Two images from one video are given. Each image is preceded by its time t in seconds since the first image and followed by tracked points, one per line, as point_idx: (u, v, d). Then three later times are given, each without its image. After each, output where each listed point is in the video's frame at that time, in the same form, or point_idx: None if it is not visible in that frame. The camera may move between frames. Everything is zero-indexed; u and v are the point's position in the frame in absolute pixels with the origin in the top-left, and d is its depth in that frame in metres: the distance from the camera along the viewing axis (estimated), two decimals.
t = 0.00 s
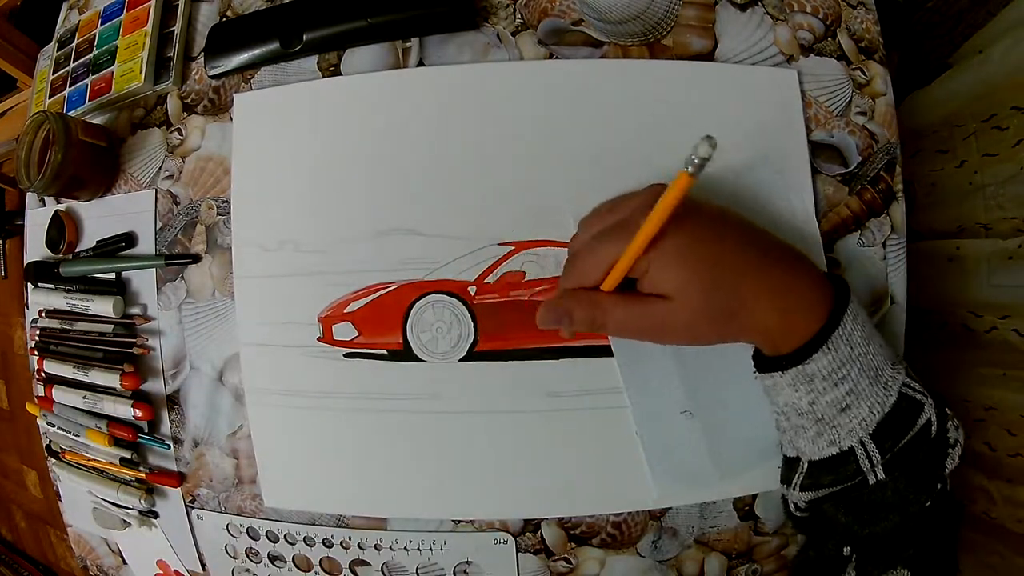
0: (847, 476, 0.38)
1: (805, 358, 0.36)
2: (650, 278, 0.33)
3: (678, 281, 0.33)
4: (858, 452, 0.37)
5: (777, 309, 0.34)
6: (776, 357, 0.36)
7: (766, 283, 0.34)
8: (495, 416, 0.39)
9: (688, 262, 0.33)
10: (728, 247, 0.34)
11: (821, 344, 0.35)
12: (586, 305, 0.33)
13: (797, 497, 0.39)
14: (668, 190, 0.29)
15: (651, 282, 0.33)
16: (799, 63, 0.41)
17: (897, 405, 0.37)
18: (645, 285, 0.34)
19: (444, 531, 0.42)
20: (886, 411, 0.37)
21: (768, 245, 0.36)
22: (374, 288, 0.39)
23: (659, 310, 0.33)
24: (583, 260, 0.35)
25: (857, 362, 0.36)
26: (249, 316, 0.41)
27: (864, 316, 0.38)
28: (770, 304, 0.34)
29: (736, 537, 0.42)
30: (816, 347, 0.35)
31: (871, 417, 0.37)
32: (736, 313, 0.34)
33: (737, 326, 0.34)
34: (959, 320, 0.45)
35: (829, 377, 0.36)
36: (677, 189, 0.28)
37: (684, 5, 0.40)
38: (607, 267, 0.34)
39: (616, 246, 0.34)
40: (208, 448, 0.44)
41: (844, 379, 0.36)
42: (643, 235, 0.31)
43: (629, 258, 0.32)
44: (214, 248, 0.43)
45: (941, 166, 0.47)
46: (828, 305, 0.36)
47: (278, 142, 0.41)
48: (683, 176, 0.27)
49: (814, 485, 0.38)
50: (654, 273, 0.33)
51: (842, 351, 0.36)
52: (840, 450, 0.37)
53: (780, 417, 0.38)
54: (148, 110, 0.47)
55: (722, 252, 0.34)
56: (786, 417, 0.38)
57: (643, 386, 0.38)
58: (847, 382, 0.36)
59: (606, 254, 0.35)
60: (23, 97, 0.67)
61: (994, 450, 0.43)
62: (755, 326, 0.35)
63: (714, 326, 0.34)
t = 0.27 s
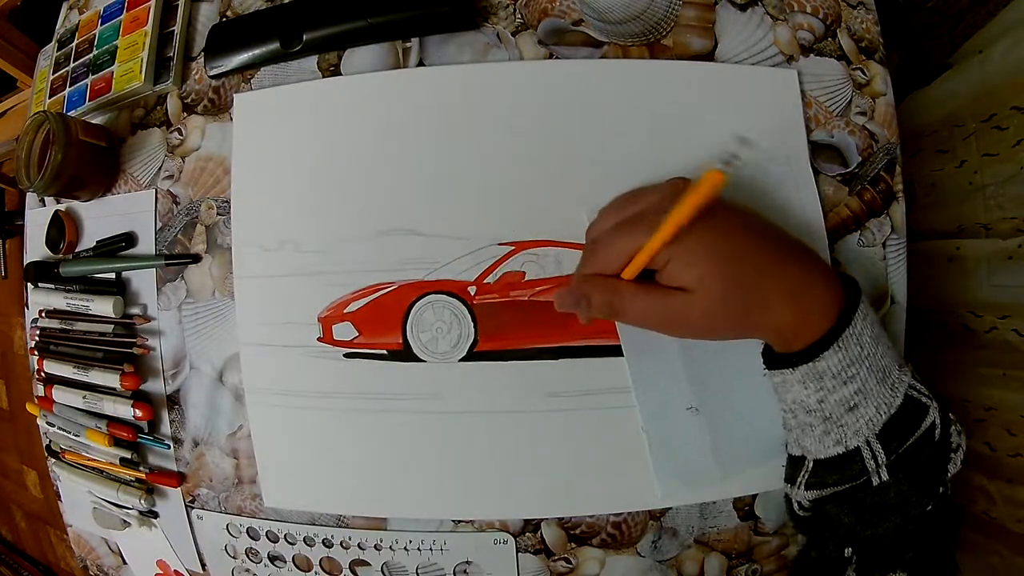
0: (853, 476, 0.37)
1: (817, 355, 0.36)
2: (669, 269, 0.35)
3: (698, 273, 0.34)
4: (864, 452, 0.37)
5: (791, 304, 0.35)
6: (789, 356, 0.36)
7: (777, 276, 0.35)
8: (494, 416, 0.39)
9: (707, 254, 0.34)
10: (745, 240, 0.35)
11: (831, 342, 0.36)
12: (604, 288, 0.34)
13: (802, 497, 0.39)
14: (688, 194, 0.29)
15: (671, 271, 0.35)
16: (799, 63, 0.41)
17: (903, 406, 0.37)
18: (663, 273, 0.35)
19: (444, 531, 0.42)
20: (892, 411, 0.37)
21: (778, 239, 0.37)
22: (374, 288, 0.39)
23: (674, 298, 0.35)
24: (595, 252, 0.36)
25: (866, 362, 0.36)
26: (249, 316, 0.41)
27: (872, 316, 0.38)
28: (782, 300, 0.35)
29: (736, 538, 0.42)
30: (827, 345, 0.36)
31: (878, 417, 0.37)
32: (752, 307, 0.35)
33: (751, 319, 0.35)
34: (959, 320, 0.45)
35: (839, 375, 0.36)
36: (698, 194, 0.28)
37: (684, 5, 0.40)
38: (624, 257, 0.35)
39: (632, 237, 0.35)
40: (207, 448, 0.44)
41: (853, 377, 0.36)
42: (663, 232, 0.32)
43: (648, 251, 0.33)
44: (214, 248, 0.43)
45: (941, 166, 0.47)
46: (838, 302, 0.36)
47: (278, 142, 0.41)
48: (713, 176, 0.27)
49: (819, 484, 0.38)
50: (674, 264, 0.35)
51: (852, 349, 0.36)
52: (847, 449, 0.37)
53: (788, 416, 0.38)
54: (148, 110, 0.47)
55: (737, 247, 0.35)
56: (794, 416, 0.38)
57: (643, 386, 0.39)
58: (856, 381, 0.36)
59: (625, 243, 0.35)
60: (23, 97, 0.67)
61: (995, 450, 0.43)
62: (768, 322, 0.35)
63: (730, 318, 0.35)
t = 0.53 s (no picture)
0: (868, 495, 0.39)
1: (834, 380, 0.37)
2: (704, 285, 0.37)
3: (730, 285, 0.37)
4: (876, 472, 0.38)
5: (805, 327, 0.37)
6: (806, 378, 0.38)
7: (808, 304, 0.37)
8: (494, 416, 0.39)
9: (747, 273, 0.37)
10: (791, 267, 0.37)
11: (849, 367, 0.37)
12: (635, 298, 0.36)
13: (815, 515, 0.40)
14: (746, 215, 0.31)
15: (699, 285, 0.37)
16: (799, 63, 0.41)
17: (914, 429, 0.39)
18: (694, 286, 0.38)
19: (444, 531, 0.42)
20: (903, 434, 0.38)
21: (815, 267, 0.38)
22: (374, 288, 0.39)
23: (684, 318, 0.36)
24: (644, 253, 0.37)
25: (882, 386, 0.38)
26: (248, 316, 0.41)
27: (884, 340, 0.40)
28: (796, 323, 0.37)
29: (736, 538, 0.42)
30: (844, 369, 0.37)
31: (886, 438, 0.38)
32: (772, 326, 0.37)
33: (770, 338, 0.37)
34: (959, 320, 0.45)
35: (857, 398, 0.37)
36: (761, 215, 0.30)
37: (684, 5, 0.40)
38: (664, 265, 0.36)
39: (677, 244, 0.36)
40: (207, 448, 0.44)
41: (867, 402, 0.37)
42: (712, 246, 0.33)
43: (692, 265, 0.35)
44: (214, 248, 0.43)
45: (941, 166, 0.47)
46: (854, 328, 0.37)
47: (278, 142, 0.41)
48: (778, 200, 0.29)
49: (832, 504, 0.39)
50: (708, 276, 0.37)
51: (869, 372, 0.37)
52: (859, 471, 0.38)
53: (801, 436, 0.39)
54: (148, 110, 0.47)
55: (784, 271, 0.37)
56: (807, 436, 0.39)
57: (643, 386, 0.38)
58: (872, 405, 0.38)
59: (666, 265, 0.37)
60: (23, 97, 0.67)
61: (994, 450, 0.43)
62: (787, 343, 0.37)
63: (749, 334, 0.37)
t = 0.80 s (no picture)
0: (867, 503, 0.39)
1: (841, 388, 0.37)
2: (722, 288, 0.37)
3: (748, 290, 0.37)
4: (878, 481, 0.38)
5: (818, 334, 0.37)
6: (815, 385, 0.38)
7: (821, 311, 0.37)
8: (494, 415, 0.39)
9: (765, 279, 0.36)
10: (808, 274, 0.37)
11: (858, 375, 0.37)
12: (654, 296, 0.36)
13: (814, 520, 0.40)
14: (763, 223, 0.30)
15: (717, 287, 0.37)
16: (799, 63, 0.41)
17: (916, 440, 0.39)
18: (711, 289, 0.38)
19: (444, 531, 0.42)
20: (905, 444, 0.39)
21: (828, 274, 0.38)
22: (374, 288, 0.39)
23: (699, 320, 0.36)
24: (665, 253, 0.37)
25: (887, 395, 0.38)
26: (248, 316, 0.41)
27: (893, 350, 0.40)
28: (809, 330, 0.36)
29: (736, 538, 0.42)
30: (853, 377, 0.37)
31: (890, 450, 0.38)
32: (786, 331, 0.37)
33: (783, 343, 0.37)
34: (959, 320, 0.45)
35: (863, 407, 0.37)
36: (781, 223, 0.29)
37: (684, 5, 0.40)
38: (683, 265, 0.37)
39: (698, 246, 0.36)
40: (207, 448, 0.44)
41: (873, 411, 0.38)
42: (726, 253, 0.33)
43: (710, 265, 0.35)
44: (214, 248, 0.43)
45: (941, 166, 0.47)
46: (864, 336, 0.37)
47: (278, 142, 0.41)
48: (797, 208, 0.28)
49: (832, 509, 0.39)
50: (728, 280, 0.37)
51: (876, 382, 0.37)
52: (861, 480, 0.39)
53: (806, 440, 0.40)
54: (148, 110, 0.47)
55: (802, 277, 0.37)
56: (812, 440, 0.39)
57: (643, 386, 0.38)
58: (876, 414, 0.38)
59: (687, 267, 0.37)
60: (23, 97, 0.67)
61: (994, 450, 0.43)
62: (799, 350, 0.37)
63: (762, 338, 0.37)
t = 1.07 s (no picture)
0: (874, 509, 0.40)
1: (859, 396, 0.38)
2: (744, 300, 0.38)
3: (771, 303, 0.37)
4: (887, 486, 0.39)
5: (838, 343, 0.37)
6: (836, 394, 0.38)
7: (841, 320, 0.37)
8: (494, 415, 0.39)
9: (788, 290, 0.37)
10: (829, 284, 0.37)
11: (875, 382, 0.38)
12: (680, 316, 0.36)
13: (823, 524, 0.41)
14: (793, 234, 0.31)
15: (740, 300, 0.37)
16: (799, 63, 0.41)
17: (924, 448, 0.40)
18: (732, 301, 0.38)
19: (444, 531, 0.42)
20: (914, 452, 0.40)
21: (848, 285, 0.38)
22: (374, 288, 0.39)
23: (724, 336, 0.37)
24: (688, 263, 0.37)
25: (900, 403, 0.39)
26: (249, 316, 0.41)
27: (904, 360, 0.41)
28: (831, 340, 0.37)
29: (736, 538, 0.42)
30: (871, 384, 0.38)
31: (901, 457, 0.39)
32: (809, 343, 0.37)
33: (807, 354, 0.37)
34: (959, 320, 0.45)
35: (877, 413, 0.38)
36: (810, 232, 0.30)
37: (684, 5, 0.40)
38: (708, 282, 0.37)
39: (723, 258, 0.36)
40: (207, 448, 0.44)
41: (886, 417, 0.39)
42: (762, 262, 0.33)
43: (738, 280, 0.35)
44: (214, 248, 0.43)
45: (941, 166, 0.47)
46: (882, 345, 0.38)
47: (278, 142, 0.41)
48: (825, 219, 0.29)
49: (841, 513, 0.40)
50: (750, 293, 0.37)
51: (891, 389, 0.38)
52: (871, 485, 0.39)
53: (817, 445, 0.40)
54: (148, 110, 0.47)
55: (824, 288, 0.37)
56: (824, 445, 0.40)
57: (643, 386, 0.38)
58: (889, 421, 0.39)
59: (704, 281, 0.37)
60: (23, 97, 0.67)
61: (994, 450, 0.43)
62: (821, 360, 0.37)
63: (786, 350, 0.37)
